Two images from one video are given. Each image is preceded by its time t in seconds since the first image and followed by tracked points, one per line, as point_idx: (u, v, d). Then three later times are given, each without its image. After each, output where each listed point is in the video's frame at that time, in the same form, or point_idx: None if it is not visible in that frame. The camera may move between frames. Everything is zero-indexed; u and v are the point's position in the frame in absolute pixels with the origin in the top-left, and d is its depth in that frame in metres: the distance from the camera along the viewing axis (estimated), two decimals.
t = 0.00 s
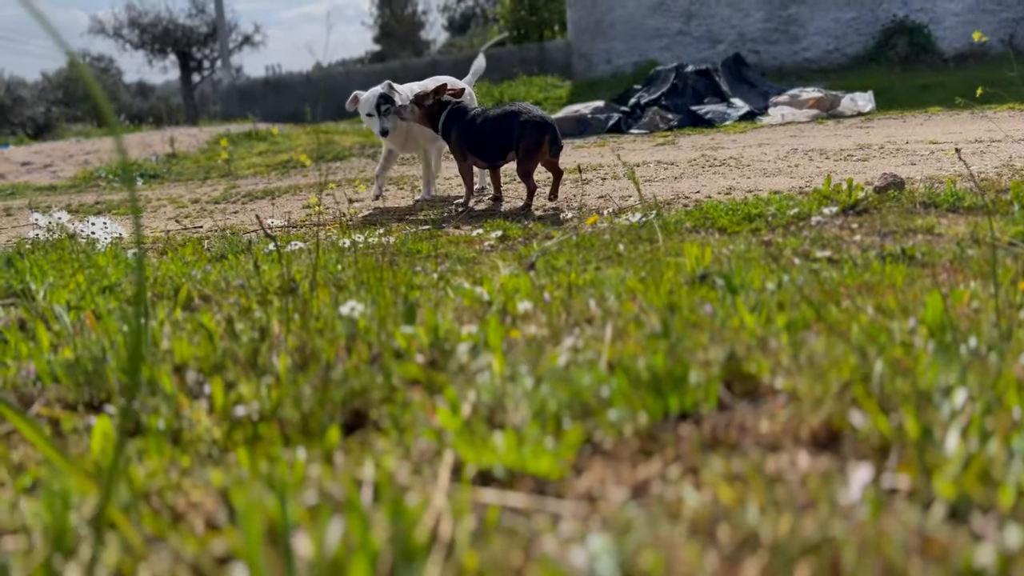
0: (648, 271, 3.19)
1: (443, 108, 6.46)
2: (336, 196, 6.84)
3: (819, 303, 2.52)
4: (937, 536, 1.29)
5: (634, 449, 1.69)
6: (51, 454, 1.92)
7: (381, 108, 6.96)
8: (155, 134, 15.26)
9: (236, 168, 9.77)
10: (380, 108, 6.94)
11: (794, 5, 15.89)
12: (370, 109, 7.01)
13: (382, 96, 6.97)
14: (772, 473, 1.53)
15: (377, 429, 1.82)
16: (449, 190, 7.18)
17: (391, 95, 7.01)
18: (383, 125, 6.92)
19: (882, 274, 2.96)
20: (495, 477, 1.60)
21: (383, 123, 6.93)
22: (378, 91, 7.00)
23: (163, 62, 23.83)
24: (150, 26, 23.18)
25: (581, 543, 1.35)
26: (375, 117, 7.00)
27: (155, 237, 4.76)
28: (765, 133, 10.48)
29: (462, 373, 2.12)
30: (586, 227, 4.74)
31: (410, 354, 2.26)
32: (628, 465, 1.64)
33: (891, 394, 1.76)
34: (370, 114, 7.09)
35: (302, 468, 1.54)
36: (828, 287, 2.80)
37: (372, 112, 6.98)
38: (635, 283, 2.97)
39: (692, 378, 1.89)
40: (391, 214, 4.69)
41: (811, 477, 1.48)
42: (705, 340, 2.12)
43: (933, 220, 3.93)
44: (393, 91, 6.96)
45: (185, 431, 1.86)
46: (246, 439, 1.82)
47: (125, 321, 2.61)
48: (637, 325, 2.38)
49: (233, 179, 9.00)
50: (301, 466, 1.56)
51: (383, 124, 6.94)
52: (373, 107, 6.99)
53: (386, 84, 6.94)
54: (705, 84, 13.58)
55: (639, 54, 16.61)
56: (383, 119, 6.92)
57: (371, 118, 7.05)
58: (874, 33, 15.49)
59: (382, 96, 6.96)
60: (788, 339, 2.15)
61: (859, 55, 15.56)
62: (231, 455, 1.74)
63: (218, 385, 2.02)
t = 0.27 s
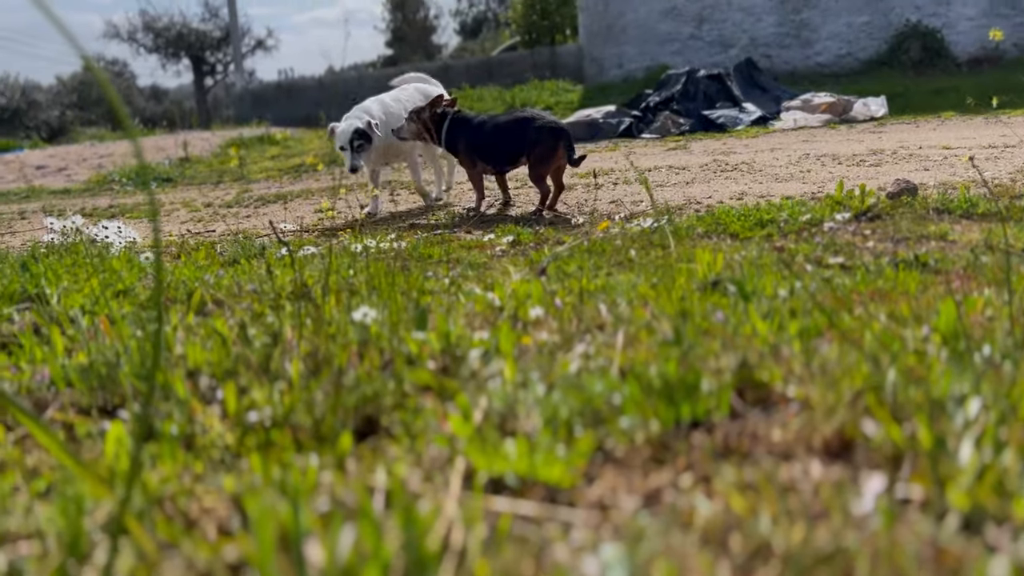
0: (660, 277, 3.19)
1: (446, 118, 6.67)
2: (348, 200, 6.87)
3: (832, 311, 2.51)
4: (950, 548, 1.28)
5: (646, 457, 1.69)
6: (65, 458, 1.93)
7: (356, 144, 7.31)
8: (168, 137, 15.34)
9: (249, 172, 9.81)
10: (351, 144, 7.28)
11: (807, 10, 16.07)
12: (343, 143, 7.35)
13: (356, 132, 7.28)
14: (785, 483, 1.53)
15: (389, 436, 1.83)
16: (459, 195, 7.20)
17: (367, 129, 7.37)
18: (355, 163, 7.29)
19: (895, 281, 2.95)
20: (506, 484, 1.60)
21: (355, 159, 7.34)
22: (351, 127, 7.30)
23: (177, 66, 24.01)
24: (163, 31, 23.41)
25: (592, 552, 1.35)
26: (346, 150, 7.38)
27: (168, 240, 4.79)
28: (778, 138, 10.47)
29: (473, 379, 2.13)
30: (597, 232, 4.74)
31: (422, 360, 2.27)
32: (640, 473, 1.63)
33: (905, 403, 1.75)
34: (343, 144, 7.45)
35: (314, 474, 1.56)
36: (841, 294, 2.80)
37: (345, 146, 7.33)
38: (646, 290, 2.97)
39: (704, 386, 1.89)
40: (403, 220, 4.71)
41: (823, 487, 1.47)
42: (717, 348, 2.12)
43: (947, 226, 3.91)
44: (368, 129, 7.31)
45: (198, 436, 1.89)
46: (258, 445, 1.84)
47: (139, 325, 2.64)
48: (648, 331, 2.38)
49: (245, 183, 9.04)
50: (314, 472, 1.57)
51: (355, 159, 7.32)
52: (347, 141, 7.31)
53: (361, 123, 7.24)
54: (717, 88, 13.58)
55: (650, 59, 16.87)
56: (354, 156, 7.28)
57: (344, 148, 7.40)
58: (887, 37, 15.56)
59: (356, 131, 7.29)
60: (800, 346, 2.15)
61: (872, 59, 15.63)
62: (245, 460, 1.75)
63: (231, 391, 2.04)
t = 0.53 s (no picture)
0: (673, 280, 3.19)
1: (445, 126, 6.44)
2: (361, 203, 6.90)
3: (846, 314, 2.51)
4: (965, 550, 1.28)
5: (660, 459, 1.69)
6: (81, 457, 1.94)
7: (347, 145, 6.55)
8: (182, 141, 15.42)
9: (262, 176, 9.85)
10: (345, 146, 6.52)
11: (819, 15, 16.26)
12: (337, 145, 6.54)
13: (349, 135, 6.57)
14: (800, 485, 1.52)
15: (402, 437, 1.84)
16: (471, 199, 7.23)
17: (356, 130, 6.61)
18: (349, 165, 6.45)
19: (909, 284, 2.94)
20: (520, 485, 1.61)
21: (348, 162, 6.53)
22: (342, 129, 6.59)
23: (190, 71, 24.23)
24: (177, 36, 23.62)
25: (607, 552, 1.35)
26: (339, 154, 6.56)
27: (182, 243, 4.82)
28: (790, 142, 10.46)
29: (486, 379, 2.14)
30: (609, 236, 4.74)
31: (435, 361, 2.28)
32: (654, 475, 1.63)
33: (920, 406, 1.75)
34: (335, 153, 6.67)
35: (328, 474, 1.57)
36: (855, 297, 2.79)
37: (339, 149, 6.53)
38: (659, 292, 2.96)
39: (718, 389, 1.89)
40: (416, 223, 4.73)
41: (838, 489, 1.47)
42: (731, 350, 2.12)
43: (961, 230, 3.90)
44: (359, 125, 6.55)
45: (213, 436, 1.92)
46: (273, 444, 1.86)
47: (154, 327, 2.66)
48: (662, 334, 2.38)
49: (258, 186, 9.08)
50: (328, 471, 1.58)
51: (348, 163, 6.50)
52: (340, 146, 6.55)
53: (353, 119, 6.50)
54: (729, 93, 13.60)
55: (663, 63, 17.05)
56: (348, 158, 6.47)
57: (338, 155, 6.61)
58: (900, 42, 15.77)
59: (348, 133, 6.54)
60: (815, 349, 2.15)
61: (885, 64, 15.79)
62: (260, 458, 1.77)
63: (245, 392, 2.06)
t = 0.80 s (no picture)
0: (686, 285, 3.19)
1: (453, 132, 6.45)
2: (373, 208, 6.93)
3: (860, 319, 2.50)
4: (981, 558, 1.27)
5: (673, 463, 1.68)
6: (94, 458, 1.96)
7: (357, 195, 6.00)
8: (196, 145, 15.53)
9: (275, 180, 9.91)
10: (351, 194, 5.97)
11: (832, 20, 16.39)
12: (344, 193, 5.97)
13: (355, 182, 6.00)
14: (813, 490, 1.52)
15: (414, 440, 1.84)
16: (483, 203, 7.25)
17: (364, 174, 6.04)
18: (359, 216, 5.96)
19: (924, 290, 2.93)
20: (532, 488, 1.61)
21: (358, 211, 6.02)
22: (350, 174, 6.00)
23: (204, 75, 24.44)
24: (191, 40, 23.90)
25: (619, 556, 1.35)
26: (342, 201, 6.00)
27: (195, 246, 4.85)
28: (803, 148, 10.45)
29: (499, 382, 2.14)
30: (622, 240, 4.75)
31: (448, 364, 2.29)
32: (666, 480, 1.63)
33: (936, 412, 1.74)
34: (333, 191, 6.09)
35: (341, 476, 1.58)
36: (869, 302, 2.78)
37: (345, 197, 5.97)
38: (672, 297, 2.96)
39: (731, 393, 1.88)
40: (428, 226, 4.74)
41: (852, 494, 1.47)
42: (744, 355, 2.11)
43: (976, 236, 3.88)
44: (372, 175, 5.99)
45: (225, 438, 1.96)
46: (286, 445, 1.88)
47: (169, 329, 2.68)
48: (675, 338, 2.38)
49: (271, 189, 9.14)
50: (340, 474, 1.59)
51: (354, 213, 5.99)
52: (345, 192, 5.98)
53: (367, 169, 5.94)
54: (743, 99, 13.58)
55: (676, 68, 17.32)
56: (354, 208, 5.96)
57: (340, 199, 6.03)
58: (914, 47, 15.90)
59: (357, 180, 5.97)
60: (829, 354, 2.14)
61: (898, 69, 15.94)
62: (273, 460, 1.79)
63: (259, 396, 2.08)
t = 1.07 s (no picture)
0: (699, 287, 3.19)
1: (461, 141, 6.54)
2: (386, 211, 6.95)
3: (876, 323, 2.49)
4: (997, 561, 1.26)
5: (686, 465, 1.68)
6: (110, 456, 1.97)
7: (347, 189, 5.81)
8: (210, 148, 15.62)
9: (289, 182, 9.96)
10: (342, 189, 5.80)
11: (847, 24, 16.38)
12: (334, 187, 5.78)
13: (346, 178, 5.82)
14: (829, 491, 1.51)
15: (427, 440, 1.85)
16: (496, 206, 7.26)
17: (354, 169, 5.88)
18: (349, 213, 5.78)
19: (940, 293, 2.91)
20: (546, 488, 1.61)
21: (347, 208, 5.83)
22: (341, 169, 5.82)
23: (218, 79, 24.61)
24: (205, 44, 24.11)
25: (633, 556, 1.34)
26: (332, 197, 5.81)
27: (210, 247, 4.88)
28: (816, 152, 10.42)
29: (512, 384, 2.15)
30: (634, 243, 4.75)
31: (461, 365, 2.29)
32: (680, 481, 1.63)
33: (952, 415, 1.73)
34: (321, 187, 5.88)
35: (354, 476, 1.59)
36: (884, 306, 2.77)
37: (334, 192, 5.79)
38: (685, 299, 2.96)
39: (745, 395, 1.88)
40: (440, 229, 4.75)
41: (868, 496, 1.46)
42: (759, 357, 2.11)
43: (992, 240, 3.86)
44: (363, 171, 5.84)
45: (240, 438, 1.96)
46: (300, 445, 1.89)
47: (184, 330, 2.70)
48: (688, 340, 2.38)
49: (285, 192, 9.18)
50: (353, 473, 1.60)
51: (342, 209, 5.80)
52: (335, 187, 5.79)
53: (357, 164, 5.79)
54: (755, 102, 13.68)
55: (688, 72, 17.35)
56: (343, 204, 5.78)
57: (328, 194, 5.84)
58: (929, 52, 15.91)
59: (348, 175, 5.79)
60: (844, 357, 2.14)
61: (913, 74, 15.98)
62: (287, 460, 1.80)
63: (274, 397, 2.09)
